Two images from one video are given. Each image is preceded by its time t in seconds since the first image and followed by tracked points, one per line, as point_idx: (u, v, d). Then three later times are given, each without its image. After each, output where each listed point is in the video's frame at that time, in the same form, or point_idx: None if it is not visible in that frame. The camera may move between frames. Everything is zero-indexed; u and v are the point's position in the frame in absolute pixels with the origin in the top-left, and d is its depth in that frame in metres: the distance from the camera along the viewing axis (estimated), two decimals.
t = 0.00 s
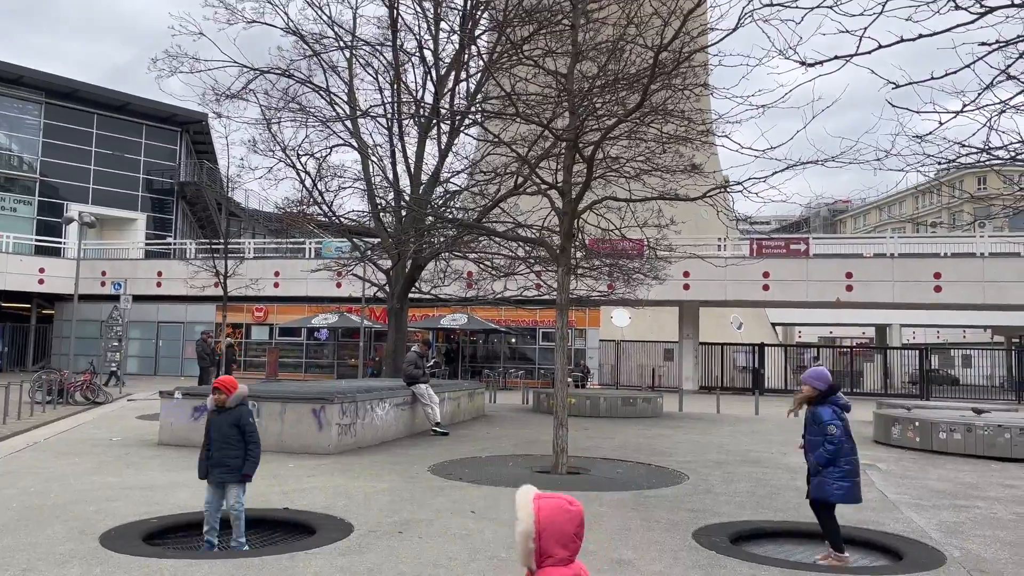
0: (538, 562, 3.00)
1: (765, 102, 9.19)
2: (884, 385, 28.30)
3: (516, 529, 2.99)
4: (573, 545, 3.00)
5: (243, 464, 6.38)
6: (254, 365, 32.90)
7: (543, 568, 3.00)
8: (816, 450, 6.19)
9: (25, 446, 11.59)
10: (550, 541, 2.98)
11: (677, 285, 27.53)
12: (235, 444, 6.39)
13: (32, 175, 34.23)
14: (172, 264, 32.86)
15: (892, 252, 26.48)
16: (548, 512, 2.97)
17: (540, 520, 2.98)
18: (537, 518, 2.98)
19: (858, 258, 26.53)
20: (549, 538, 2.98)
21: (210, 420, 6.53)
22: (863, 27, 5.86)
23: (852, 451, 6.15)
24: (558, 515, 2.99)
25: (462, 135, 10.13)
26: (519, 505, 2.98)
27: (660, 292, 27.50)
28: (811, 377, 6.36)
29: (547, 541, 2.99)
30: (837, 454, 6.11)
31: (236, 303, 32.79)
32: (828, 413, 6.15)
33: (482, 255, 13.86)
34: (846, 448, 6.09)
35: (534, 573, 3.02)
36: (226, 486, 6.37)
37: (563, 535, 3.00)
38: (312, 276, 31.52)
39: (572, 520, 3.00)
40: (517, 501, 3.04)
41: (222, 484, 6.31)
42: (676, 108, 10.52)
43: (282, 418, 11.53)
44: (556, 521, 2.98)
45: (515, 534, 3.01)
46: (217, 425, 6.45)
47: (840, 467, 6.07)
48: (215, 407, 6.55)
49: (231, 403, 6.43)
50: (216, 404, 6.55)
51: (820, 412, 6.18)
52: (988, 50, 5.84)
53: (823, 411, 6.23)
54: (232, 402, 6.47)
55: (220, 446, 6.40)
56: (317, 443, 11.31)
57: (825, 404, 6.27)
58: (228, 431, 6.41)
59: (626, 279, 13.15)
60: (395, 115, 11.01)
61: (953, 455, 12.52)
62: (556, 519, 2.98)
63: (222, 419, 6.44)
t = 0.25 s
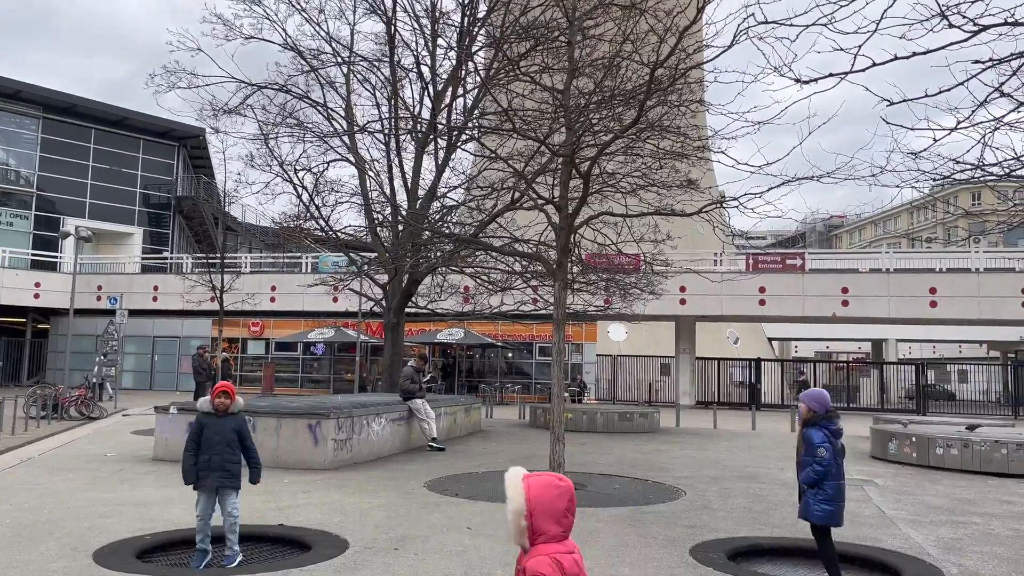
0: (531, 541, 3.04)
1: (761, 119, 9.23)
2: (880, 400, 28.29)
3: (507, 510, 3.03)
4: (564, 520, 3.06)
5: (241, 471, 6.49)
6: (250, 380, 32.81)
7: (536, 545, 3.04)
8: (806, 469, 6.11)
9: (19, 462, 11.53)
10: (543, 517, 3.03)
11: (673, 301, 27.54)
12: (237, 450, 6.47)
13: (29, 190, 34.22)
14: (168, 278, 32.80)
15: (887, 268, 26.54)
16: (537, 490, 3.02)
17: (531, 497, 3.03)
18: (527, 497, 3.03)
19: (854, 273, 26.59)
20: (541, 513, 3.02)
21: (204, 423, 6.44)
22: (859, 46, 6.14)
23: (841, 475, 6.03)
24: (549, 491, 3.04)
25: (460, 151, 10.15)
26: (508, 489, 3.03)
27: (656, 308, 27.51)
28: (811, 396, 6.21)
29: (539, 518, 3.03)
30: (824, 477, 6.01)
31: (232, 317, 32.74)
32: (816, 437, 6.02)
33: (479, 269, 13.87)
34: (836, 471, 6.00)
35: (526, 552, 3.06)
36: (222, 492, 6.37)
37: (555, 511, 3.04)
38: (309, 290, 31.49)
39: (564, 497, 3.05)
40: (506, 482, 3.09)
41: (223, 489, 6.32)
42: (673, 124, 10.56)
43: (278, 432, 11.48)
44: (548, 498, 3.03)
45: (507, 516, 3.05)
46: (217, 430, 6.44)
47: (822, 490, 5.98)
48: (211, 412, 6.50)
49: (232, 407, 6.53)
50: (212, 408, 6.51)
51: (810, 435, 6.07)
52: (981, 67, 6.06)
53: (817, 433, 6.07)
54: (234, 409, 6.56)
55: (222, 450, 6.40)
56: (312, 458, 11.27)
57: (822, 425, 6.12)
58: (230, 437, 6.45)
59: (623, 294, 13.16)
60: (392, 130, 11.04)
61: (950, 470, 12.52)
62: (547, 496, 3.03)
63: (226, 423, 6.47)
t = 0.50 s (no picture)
0: None
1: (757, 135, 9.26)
2: (877, 416, 28.25)
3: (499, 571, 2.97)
4: None
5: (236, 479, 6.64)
6: (245, 396, 32.69)
7: None
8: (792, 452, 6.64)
9: (11, 478, 11.44)
10: None
11: (669, 316, 27.54)
12: (235, 458, 6.64)
13: (24, 205, 34.20)
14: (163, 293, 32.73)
15: (883, 283, 26.59)
16: (526, 547, 2.99)
17: (520, 555, 2.99)
18: (518, 555, 3.00)
19: (849, 289, 26.64)
20: (533, 569, 2.98)
21: (206, 430, 6.53)
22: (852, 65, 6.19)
23: (821, 456, 6.52)
24: (537, 547, 3.03)
25: (456, 167, 10.19)
26: (496, 554, 2.98)
27: (652, 323, 27.50)
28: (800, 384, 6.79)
29: (529, 575, 2.98)
30: (800, 456, 6.54)
31: (227, 332, 32.65)
32: (793, 416, 6.64)
33: (475, 285, 13.88)
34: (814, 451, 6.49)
35: None
36: (219, 498, 6.50)
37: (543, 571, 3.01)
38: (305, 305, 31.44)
39: (552, 559, 3.01)
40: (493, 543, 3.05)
41: (225, 496, 6.46)
42: (668, 140, 10.61)
43: (272, 448, 11.42)
44: (538, 554, 3.00)
45: None
46: (219, 436, 6.56)
47: (797, 468, 6.52)
48: (210, 418, 6.60)
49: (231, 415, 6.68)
50: (211, 414, 6.61)
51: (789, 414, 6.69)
52: (974, 86, 6.08)
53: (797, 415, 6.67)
54: (232, 415, 6.71)
55: (224, 457, 6.54)
56: (306, 474, 11.21)
57: (809, 406, 6.68)
58: (230, 444, 6.61)
59: (619, 310, 13.16)
60: (389, 147, 11.08)
61: (946, 487, 12.49)
62: (536, 551, 3.01)
63: (228, 430, 6.60)
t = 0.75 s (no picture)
0: None
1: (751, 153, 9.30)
2: (872, 433, 28.24)
3: None
4: None
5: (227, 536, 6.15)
6: (239, 412, 32.56)
7: None
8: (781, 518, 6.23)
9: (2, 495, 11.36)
10: None
11: (665, 332, 27.54)
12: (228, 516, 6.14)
13: (19, 220, 34.17)
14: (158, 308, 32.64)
15: (878, 300, 26.65)
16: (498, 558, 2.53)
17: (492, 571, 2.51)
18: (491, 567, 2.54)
19: (845, 306, 26.69)
20: None
21: (201, 486, 6.02)
22: (845, 84, 6.32)
23: (810, 523, 6.10)
24: (508, 560, 2.54)
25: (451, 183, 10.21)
26: (463, 567, 2.49)
27: (647, 339, 27.49)
28: (789, 445, 6.44)
29: None
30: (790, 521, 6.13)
31: (222, 348, 32.56)
32: (783, 479, 6.24)
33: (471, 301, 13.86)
34: (802, 518, 6.07)
35: None
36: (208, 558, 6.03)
37: None
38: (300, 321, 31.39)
39: (523, 570, 2.53)
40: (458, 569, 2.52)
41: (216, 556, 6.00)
42: (663, 157, 10.64)
43: (266, 465, 11.36)
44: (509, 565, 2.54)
45: None
46: (215, 494, 6.07)
47: (788, 535, 6.10)
48: (205, 473, 6.10)
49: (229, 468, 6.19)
50: (207, 469, 6.11)
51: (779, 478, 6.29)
52: (966, 106, 6.19)
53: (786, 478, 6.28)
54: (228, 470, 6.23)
55: (219, 515, 6.05)
56: (301, 492, 11.14)
57: (796, 469, 6.29)
58: (226, 501, 6.14)
59: (614, 326, 13.16)
60: (385, 163, 11.09)
61: (942, 505, 12.47)
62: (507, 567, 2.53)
63: (225, 487, 6.13)
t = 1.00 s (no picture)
0: None
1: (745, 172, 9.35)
2: (868, 452, 28.19)
3: None
4: None
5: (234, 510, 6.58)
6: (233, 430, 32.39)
7: None
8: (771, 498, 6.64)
9: None
10: None
11: (660, 349, 27.51)
12: (234, 490, 6.58)
13: (13, 236, 34.08)
14: (151, 325, 32.52)
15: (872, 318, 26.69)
16: None
17: None
18: None
19: (839, 324, 26.73)
20: None
21: (206, 464, 6.45)
22: (837, 105, 6.43)
23: (796, 507, 6.49)
24: None
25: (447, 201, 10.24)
26: None
27: (642, 357, 27.45)
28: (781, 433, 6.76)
29: None
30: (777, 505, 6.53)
31: (215, 365, 32.43)
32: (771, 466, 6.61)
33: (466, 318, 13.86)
34: (785, 502, 6.48)
35: None
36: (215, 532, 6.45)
37: None
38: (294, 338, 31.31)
39: None
40: None
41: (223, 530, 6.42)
42: (657, 176, 10.69)
43: (259, 484, 11.28)
44: None
45: None
46: (219, 470, 6.48)
47: (774, 518, 6.51)
48: (210, 451, 6.53)
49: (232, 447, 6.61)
50: (211, 447, 6.54)
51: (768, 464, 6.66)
52: (956, 127, 6.30)
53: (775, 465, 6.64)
54: (231, 447, 6.65)
55: (225, 491, 6.47)
56: (294, 511, 11.06)
57: (786, 456, 6.66)
58: (231, 478, 6.55)
59: (609, 344, 13.15)
60: (381, 181, 11.12)
61: (937, 524, 12.43)
62: None
63: (229, 464, 6.54)
